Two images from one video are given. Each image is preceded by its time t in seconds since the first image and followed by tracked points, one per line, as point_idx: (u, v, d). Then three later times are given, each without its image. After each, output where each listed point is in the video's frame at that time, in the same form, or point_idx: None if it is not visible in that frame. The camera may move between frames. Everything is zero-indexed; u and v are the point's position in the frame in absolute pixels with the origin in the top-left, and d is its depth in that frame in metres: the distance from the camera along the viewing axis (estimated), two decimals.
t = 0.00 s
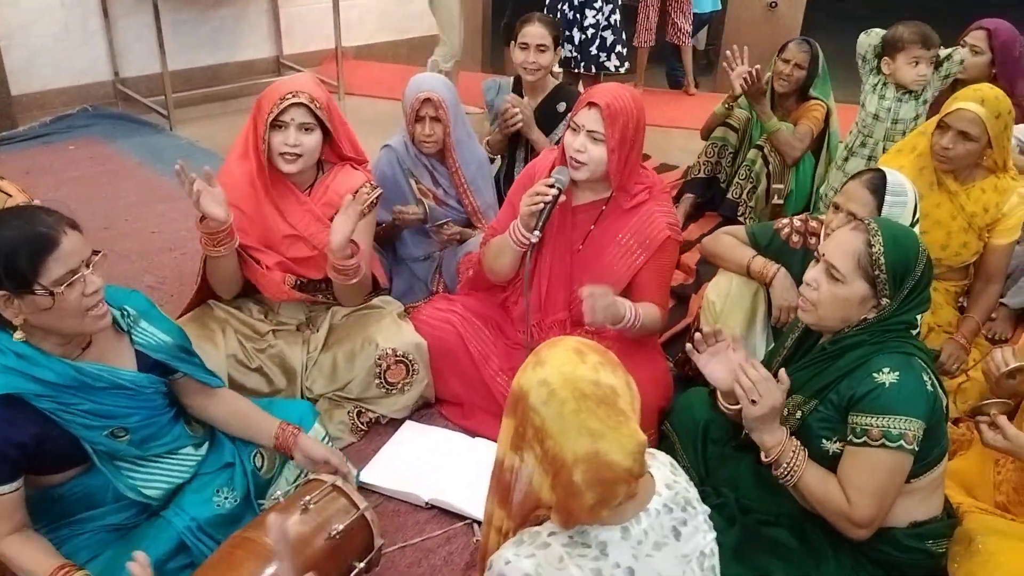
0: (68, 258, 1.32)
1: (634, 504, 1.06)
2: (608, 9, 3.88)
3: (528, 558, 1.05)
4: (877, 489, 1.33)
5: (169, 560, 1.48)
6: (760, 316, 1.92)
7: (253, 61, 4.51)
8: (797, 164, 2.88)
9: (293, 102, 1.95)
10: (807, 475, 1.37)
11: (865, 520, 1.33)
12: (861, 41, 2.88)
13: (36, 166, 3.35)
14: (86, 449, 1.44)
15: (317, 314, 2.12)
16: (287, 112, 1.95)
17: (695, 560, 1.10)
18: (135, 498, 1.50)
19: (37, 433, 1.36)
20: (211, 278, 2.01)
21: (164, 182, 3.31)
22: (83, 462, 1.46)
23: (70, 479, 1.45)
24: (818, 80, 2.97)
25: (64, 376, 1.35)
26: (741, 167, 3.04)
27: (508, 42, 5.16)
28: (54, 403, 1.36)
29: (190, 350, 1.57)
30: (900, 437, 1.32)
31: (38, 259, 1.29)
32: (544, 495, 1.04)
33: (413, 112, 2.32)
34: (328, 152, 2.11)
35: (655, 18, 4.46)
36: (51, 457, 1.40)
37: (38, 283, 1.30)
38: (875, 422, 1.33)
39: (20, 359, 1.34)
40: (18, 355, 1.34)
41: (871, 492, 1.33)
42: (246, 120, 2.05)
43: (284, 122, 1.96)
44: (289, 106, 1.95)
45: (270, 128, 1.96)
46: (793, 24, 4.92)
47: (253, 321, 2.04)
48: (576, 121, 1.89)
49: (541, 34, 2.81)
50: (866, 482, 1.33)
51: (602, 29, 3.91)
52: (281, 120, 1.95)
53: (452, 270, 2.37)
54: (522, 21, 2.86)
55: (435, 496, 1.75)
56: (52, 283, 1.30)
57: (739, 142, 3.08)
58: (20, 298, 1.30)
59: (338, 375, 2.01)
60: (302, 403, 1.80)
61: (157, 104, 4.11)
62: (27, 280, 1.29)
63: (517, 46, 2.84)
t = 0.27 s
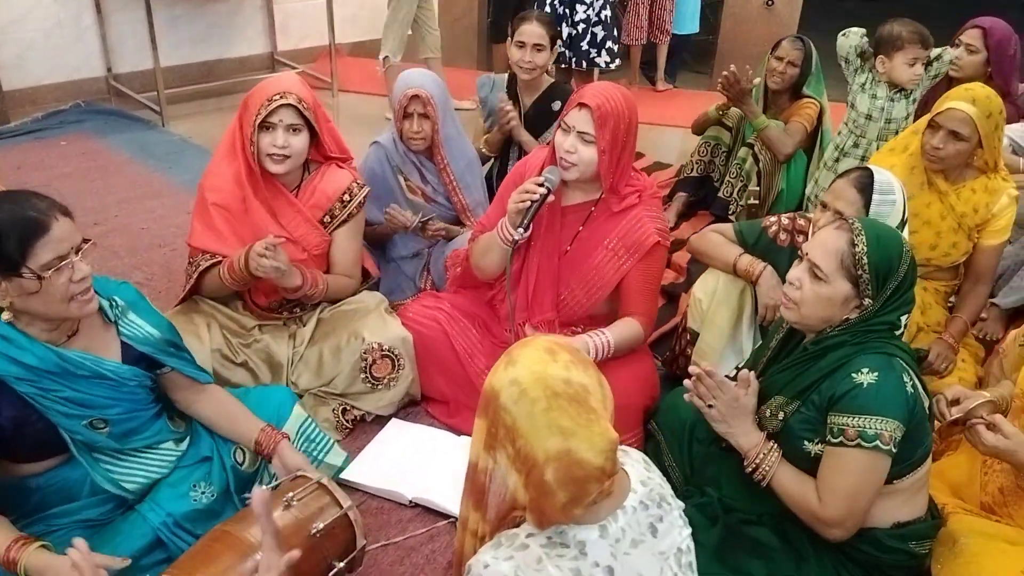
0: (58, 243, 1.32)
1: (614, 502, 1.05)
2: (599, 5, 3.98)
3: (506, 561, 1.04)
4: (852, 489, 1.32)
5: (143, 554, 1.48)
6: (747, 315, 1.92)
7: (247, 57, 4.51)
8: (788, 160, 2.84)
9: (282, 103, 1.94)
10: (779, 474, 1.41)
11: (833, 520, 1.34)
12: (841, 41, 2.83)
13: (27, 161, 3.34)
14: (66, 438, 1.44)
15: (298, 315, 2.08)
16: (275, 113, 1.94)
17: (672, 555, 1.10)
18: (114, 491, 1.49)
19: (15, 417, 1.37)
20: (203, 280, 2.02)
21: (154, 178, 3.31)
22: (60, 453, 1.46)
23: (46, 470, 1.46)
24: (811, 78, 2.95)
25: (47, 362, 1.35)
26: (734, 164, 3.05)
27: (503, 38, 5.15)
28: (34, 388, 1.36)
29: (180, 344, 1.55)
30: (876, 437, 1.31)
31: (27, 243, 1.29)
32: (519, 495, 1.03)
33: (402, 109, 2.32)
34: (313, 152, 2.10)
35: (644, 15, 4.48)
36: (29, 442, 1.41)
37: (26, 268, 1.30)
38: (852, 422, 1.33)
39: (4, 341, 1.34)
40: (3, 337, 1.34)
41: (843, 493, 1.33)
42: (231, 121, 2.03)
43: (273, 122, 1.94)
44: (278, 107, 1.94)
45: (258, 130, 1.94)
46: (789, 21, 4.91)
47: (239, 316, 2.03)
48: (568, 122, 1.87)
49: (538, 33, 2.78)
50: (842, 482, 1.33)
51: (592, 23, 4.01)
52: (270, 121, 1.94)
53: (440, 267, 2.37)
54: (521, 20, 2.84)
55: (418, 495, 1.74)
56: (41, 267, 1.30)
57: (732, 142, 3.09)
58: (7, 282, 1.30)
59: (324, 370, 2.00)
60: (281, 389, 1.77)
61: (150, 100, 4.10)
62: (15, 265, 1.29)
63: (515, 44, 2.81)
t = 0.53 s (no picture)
0: (71, 224, 1.34)
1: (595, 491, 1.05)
2: None
3: (486, 546, 1.03)
4: (846, 484, 1.32)
5: (137, 536, 1.49)
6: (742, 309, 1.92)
7: (251, 47, 4.51)
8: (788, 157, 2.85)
9: (279, 87, 1.94)
10: (772, 470, 1.40)
11: (835, 516, 1.33)
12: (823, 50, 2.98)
13: (29, 148, 3.35)
14: (64, 423, 1.44)
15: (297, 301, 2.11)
16: (272, 97, 1.94)
17: (656, 549, 1.10)
18: (107, 477, 1.50)
19: (18, 399, 1.37)
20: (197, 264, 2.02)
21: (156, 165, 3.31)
22: (59, 437, 1.47)
23: (42, 453, 1.46)
24: (813, 74, 2.94)
25: (52, 344, 1.36)
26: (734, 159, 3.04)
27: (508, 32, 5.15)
28: (38, 370, 1.36)
29: (183, 334, 1.57)
30: (871, 433, 1.31)
31: (41, 222, 1.30)
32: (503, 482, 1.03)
33: (402, 99, 2.31)
34: (312, 138, 2.10)
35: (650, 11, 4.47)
36: (30, 426, 1.41)
37: (39, 246, 1.31)
38: (847, 418, 1.32)
39: (10, 322, 1.34)
40: (9, 318, 1.34)
41: (839, 488, 1.32)
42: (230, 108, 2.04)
43: (270, 107, 1.95)
44: (275, 91, 1.94)
45: (256, 114, 1.95)
46: (796, 17, 4.89)
47: (236, 305, 2.03)
48: (564, 114, 1.87)
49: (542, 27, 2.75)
50: (835, 478, 1.33)
51: (594, 16, 4.04)
52: (267, 105, 1.94)
53: (438, 259, 2.36)
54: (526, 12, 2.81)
55: (410, 484, 1.75)
56: (53, 247, 1.32)
57: (733, 137, 3.07)
58: (19, 261, 1.31)
59: (318, 362, 2.01)
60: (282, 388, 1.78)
61: (153, 88, 4.10)
62: (29, 243, 1.30)
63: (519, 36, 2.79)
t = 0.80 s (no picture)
0: (81, 212, 1.34)
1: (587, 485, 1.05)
2: None
3: (478, 541, 1.03)
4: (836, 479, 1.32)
5: (132, 527, 1.48)
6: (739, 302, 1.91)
7: (253, 38, 4.51)
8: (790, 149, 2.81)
9: (275, 80, 1.93)
10: (762, 460, 1.40)
11: (815, 510, 1.33)
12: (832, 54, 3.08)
13: (31, 138, 3.35)
14: (65, 415, 1.44)
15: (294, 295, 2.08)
16: (269, 90, 1.94)
17: (647, 540, 1.09)
18: (104, 470, 1.50)
19: (21, 388, 1.37)
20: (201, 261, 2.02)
21: (157, 156, 3.31)
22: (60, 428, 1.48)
23: (41, 443, 1.46)
24: (817, 67, 2.92)
25: (57, 334, 1.37)
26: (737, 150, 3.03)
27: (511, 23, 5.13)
28: (43, 360, 1.36)
29: (186, 330, 1.57)
30: (859, 426, 1.30)
31: (50, 209, 1.31)
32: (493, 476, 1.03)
33: (401, 91, 2.31)
34: (309, 132, 2.09)
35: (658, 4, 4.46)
36: (34, 416, 1.41)
37: (49, 233, 1.32)
38: (835, 411, 1.32)
39: (18, 311, 1.35)
40: (16, 307, 1.35)
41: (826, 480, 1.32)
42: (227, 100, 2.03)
43: (266, 100, 1.94)
44: (271, 84, 1.93)
45: (252, 108, 1.94)
46: (801, 9, 4.86)
47: (233, 296, 2.03)
48: (561, 106, 1.86)
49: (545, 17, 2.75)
50: (822, 470, 1.32)
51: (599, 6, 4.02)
52: (264, 99, 1.94)
53: (436, 251, 2.38)
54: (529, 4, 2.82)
55: (406, 477, 1.75)
56: (63, 234, 1.32)
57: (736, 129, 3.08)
58: (30, 249, 1.32)
59: (316, 352, 2.01)
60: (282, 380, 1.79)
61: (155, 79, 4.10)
62: (39, 230, 1.31)
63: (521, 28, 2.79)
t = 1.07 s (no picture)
0: (84, 209, 1.34)
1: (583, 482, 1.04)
2: None
3: (473, 538, 1.02)
4: (839, 478, 1.32)
5: (131, 526, 1.48)
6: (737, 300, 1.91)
7: (251, 36, 4.50)
8: (789, 147, 2.79)
9: (270, 77, 1.93)
10: (765, 463, 1.40)
11: (829, 509, 1.33)
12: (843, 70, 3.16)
13: (28, 137, 3.34)
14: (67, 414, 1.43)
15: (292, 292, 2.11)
16: (264, 88, 1.93)
17: (644, 539, 1.08)
18: (103, 468, 1.49)
19: (26, 387, 1.35)
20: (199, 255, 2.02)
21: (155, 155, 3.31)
22: (61, 428, 1.45)
23: (44, 442, 1.44)
24: (815, 65, 2.92)
25: (61, 334, 1.36)
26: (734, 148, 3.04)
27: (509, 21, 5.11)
28: (46, 359, 1.36)
29: (186, 329, 1.57)
30: (864, 426, 1.30)
31: (55, 206, 1.31)
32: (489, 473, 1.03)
33: (397, 89, 2.30)
34: (304, 129, 2.09)
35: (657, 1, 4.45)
36: (37, 416, 1.39)
37: (54, 230, 1.31)
38: (840, 411, 1.31)
39: (20, 310, 1.34)
40: (19, 306, 1.34)
41: (832, 481, 1.32)
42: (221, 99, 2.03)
43: (262, 98, 1.93)
44: (266, 81, 1.93)
45: (248, 106, 1.94)
46: (799, 7, 4.85)
47: (229, 296, 2.03)
48: (557, 104, 1.85)
49: (542, 16, 2.73)
50: (829, 471, 1.32)
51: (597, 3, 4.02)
52: (259, 97, 1.93)
53: (434, 249, 2.36)
54: None
55: (403, 476, 1.74)
56: (68, 231, 1.32)
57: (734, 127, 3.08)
58: (34, 246, 1.31)
59: (313, 352, 1.99)
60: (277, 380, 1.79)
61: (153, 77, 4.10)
62: (45, 226, 1.30)
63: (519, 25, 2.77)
